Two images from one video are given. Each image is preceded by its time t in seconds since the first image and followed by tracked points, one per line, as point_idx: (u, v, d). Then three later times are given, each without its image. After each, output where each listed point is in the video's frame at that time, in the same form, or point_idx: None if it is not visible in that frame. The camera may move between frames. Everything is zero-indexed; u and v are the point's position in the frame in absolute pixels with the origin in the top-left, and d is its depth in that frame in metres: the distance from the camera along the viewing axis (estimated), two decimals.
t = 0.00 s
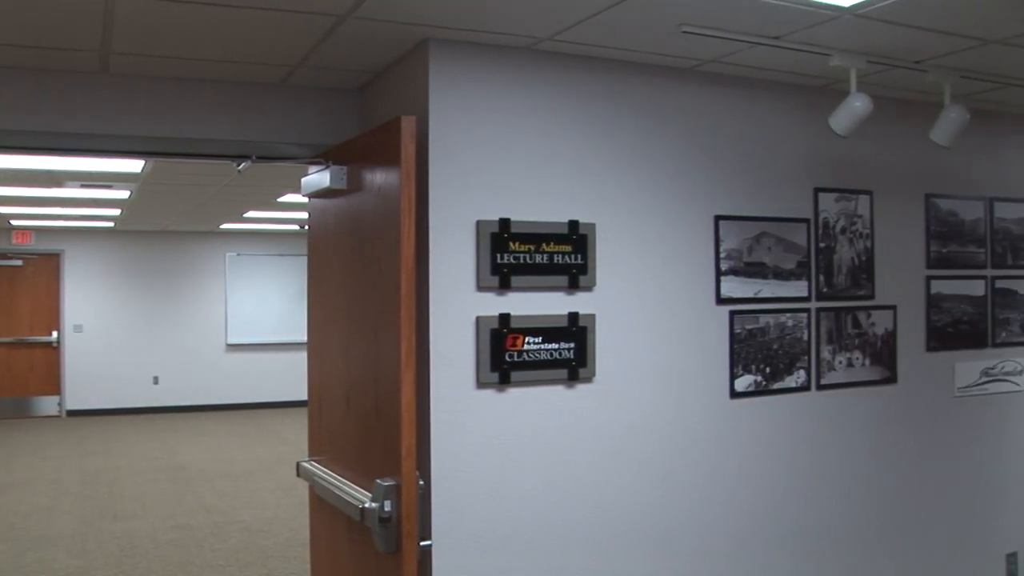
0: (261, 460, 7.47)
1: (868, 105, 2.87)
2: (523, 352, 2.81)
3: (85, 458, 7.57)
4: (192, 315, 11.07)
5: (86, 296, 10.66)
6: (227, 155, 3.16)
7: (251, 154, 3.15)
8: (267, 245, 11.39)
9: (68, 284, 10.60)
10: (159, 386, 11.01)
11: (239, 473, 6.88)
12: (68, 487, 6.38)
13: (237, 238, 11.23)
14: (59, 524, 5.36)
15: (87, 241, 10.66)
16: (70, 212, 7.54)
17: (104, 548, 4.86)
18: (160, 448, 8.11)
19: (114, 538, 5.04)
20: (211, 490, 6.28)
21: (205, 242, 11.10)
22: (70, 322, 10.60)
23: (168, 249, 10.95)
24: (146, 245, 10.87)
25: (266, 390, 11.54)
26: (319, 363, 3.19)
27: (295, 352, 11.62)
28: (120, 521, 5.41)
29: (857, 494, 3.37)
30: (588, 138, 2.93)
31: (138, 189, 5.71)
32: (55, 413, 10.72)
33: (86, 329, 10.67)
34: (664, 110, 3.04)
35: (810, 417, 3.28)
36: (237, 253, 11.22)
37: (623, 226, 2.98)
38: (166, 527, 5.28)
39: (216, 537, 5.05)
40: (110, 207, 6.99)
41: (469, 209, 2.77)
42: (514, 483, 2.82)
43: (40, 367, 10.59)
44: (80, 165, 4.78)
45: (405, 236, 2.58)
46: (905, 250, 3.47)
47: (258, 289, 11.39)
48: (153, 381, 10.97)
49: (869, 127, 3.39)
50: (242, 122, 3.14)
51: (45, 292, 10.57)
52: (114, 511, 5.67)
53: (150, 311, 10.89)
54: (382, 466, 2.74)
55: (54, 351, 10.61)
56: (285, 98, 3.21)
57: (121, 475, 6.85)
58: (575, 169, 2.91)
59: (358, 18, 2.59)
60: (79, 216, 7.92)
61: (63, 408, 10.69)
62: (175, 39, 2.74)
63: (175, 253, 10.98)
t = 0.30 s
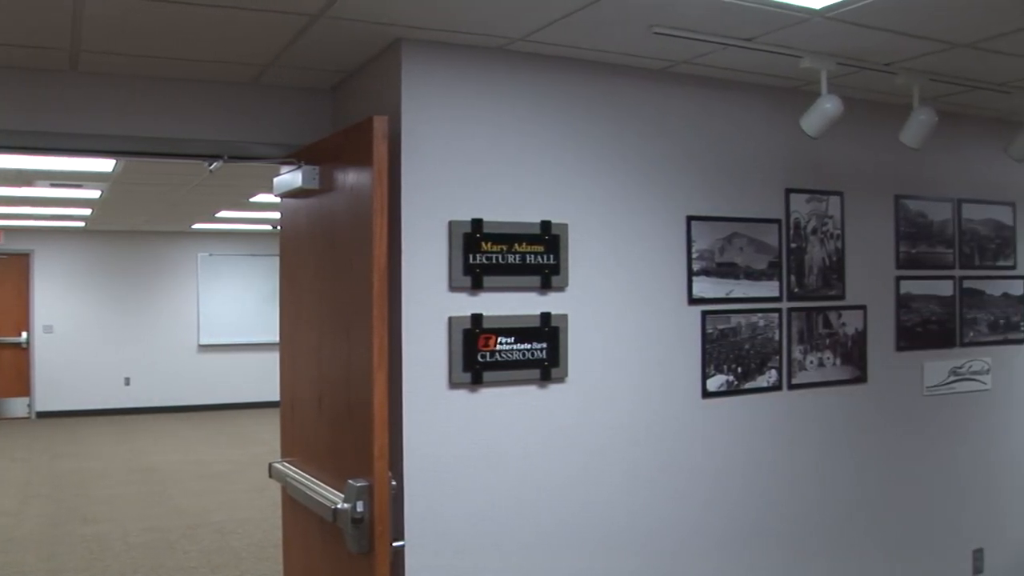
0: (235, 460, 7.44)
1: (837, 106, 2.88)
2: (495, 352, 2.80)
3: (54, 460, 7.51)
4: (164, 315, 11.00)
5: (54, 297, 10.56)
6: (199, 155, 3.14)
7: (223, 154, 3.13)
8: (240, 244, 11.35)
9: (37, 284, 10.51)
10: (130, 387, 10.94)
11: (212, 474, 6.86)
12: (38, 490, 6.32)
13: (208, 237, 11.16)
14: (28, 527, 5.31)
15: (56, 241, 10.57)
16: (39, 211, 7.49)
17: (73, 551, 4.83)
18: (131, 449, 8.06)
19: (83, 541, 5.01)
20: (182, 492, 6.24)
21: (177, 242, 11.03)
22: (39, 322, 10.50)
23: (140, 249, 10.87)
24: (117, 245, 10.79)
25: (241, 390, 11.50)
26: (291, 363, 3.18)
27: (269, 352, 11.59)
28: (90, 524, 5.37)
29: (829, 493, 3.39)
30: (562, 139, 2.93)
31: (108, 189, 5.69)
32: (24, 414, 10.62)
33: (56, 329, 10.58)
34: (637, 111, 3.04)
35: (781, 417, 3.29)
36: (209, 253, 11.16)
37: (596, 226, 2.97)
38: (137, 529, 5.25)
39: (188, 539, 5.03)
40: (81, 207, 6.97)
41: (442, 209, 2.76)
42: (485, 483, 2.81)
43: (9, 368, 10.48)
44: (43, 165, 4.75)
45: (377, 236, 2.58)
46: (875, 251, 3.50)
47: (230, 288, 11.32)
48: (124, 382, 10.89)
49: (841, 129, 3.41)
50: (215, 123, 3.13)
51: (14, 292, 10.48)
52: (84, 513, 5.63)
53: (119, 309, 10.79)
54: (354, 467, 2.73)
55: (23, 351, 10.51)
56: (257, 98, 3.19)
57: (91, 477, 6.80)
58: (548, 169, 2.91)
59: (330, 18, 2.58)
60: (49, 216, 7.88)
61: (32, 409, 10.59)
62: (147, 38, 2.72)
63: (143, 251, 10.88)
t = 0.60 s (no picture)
0: (207, 462, 7.41)
1: (806, 107, 2.89)
2: (465, 353, 2.80)
3: (19, 463, 7.43)
4: (132, 317, 10.92)
5: (20, 298, 10.46)
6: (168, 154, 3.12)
7: (192, 153, 3.11)
8: (208, 244, 11.29)
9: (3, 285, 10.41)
10: (97, 388, 10.84)
11: (182, 476, 6.82)
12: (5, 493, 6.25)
13: (177, 238, 11.10)
14: None
15: (24, 241, 10.47)
16: (5, 211, 7.44)
17: (39, 554, 4.78)
18: (100, 451, 8.00)
19: (50, 544, 4.96)
20: (152, 494, 6.20)
21: (146, 243, 10.95)
22: (6, 323, 10.40)
23: (109, 249, 10.79)
24: (86, 245, 10.70)
25: (214, 391, 11.45)
26: (261, 364, 3.17)
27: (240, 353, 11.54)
28: (57, 526, 5.32)
29: (798, 493, 3.41)
30: (532, 139, 2.93)
31: (76, 189, 5.67)
32: None
33: (23, 330, 10.47)
34: (607, 112, 3.05)
35: (750, 417, 3.31)
36: (178, 253, 11.09)
37: (566, 226, 2.98)
38: (105, 531, 5.21)
39: (157, 541, 5.00)
40: (50, 207, 6.96)
41: (411, 209, 2.76)
42: (454, 482, 2.81)
43: None
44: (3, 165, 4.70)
45: (347, 236, 2.57)
46: (843, 251, 3.53)
47: (199, 289, 11.26)
48: (91, 383, 10.79)
49: (809, 130, 3.44)
50: (184, 122, 3.11)
51: None
52: (52, 516, 5.58)
53: (87, 309, 10.71)
54: (324, 468, 2.72)
55: None
56: (227, 98, 3.18)
57: (58, 479, 6.74)
58: (518, 169, 2.91)
59: (299, 17, 2.57)
60: (16, 216, 7.86)
61: None
62: (114, 35, 2.69)
63: (110, 252, 10.79)
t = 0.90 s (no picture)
0: (179, 463, 7.37)
1: (775, 108, 2.90)
2: (435, 353, 2.79)
3: None
4: (102, 316, 10.86)
5: None
6: (138, 154, 3.09)
7: (162, 153, 3.10)
8: (179, 244, 11.24)
9: None
10: (67, 389, 10.76)
11: (154, 477, 6.78)
12: None
13: (148, 238, 11.05)
14: None
15: None
16: None
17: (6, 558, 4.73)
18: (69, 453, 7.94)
19: (18, 547, 4.91)
20: (123, 496, 6.16)
21: (117, 242, 10.89)
22: None
23: (80, 249, 10.72)
24: (56, 245, 10.61)
25: (187, 392, 11.40)
26: (231, 365, 3.15)
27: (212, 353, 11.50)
28: (25, 530, 5.27)
29: (768, 492, 3.44)
30: (503, 139, 2.93)
31: (43, 188, 5.65)
32: None
33: None
34: (578, 113, 3.06)
35: (720, 416, 3.32)
36: (149, 252, 11.05)
37: (536, 227, 2.98)
38: (74, 534, 5.17)
39: (126, 543, 4.97)
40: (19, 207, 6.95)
41: (382, 210, 2.75)
42: (425, 483, 2.80)
43: None
44: None
45: (317, 236, 2.56)
46: (812, 252, 3.56)
47: (169, 289, 11.21)
48: (60, 384, 10.71)
49: (780, 132, 3.46)
50: (154, 122, 3.09)
51: None
52: (21, 519, 5.52)
53: (59, 310, 10.63)
54: (295, 469, 2.71)
55: None
56: (197, 97, 3.16)
57: (27, 481, 6.68)
58: (488, 169, 2.91)
59: (269, 16, 2.56)
60: None
61: None
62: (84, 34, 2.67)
63: (83, 253, 10.73)
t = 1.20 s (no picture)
0: (151, 465, 7.34)
1: (746, 109, 2.91)
2: (408, 353, 2.79)
3: None
4: (71, 318, 10.77)
5: None
6: (108, 152, 3.07)
7: (133, 152, 3.08)
8: (149, 245, 11.16)
9: None
10: (36, 391, 10.67)
11: (125, 479, 6.75)
12: None
13: (118, 238, 10.96)
14: None
15: None
16: None
17: None
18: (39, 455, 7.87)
19: None
20: (94, 498, 6.12)
21: (86, 243, 10.80)
22: None
23: (49, 250, 10.62)
24: (25, 245, 10.51)
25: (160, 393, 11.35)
26: (202, 366, 3.14)
27: (184, 354, 11.45)
28: None
29: (740, 492, 3.45)
30: (476, 140, 2.93)
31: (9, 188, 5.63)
32: None
33: None
34: (551, 114, 3.06)
35: (693, 416, 3.34)
36: (119, 253, 10.96)
37: (508, 227, 2.98)
38: (43, 537, 5.13)
39: (96, 546, 4.94)
40: None
41: (353, 210, 2.74)
42: (396, 483, 2.79)
43: None
44: None
45: (289, 237, 2.55)
46: (784, 253, 3.58)
47: (139, 291, 11.12)
48: (30, 385, 10.62)
49: (752, 133, 3.48)
50: (125, 121, 3.07)
51: None
52: None
53: (28, 311, 10.54)
54: (267, 470, 2.70)
55: None
56: (169, 96, 3.15)
57: None
58: (461, 170, 2.91)
59: (242, 15, 2.54)
60: None
61: None
62: (54, 32, 2.64)
63: (56, 253, 10.64)
